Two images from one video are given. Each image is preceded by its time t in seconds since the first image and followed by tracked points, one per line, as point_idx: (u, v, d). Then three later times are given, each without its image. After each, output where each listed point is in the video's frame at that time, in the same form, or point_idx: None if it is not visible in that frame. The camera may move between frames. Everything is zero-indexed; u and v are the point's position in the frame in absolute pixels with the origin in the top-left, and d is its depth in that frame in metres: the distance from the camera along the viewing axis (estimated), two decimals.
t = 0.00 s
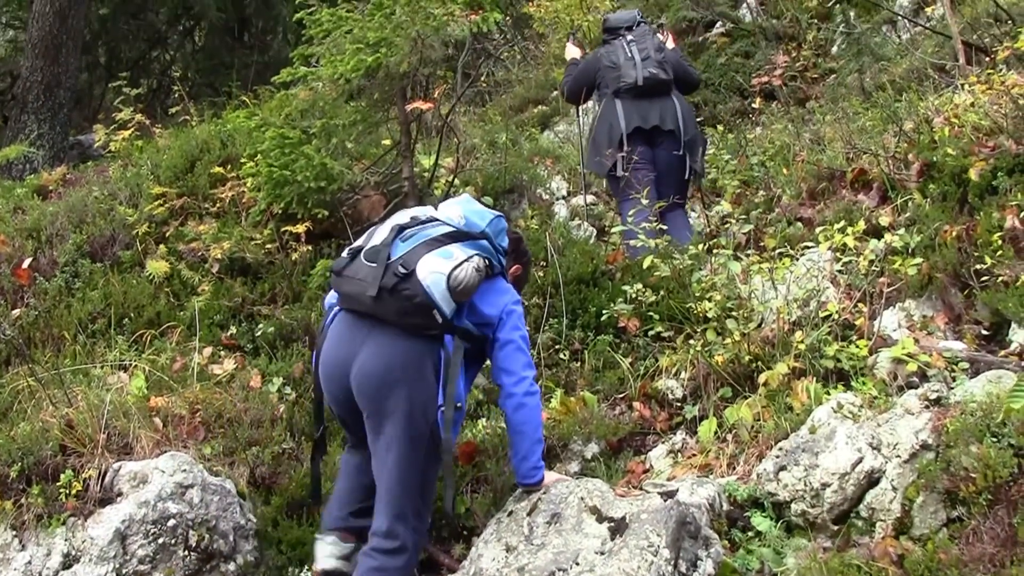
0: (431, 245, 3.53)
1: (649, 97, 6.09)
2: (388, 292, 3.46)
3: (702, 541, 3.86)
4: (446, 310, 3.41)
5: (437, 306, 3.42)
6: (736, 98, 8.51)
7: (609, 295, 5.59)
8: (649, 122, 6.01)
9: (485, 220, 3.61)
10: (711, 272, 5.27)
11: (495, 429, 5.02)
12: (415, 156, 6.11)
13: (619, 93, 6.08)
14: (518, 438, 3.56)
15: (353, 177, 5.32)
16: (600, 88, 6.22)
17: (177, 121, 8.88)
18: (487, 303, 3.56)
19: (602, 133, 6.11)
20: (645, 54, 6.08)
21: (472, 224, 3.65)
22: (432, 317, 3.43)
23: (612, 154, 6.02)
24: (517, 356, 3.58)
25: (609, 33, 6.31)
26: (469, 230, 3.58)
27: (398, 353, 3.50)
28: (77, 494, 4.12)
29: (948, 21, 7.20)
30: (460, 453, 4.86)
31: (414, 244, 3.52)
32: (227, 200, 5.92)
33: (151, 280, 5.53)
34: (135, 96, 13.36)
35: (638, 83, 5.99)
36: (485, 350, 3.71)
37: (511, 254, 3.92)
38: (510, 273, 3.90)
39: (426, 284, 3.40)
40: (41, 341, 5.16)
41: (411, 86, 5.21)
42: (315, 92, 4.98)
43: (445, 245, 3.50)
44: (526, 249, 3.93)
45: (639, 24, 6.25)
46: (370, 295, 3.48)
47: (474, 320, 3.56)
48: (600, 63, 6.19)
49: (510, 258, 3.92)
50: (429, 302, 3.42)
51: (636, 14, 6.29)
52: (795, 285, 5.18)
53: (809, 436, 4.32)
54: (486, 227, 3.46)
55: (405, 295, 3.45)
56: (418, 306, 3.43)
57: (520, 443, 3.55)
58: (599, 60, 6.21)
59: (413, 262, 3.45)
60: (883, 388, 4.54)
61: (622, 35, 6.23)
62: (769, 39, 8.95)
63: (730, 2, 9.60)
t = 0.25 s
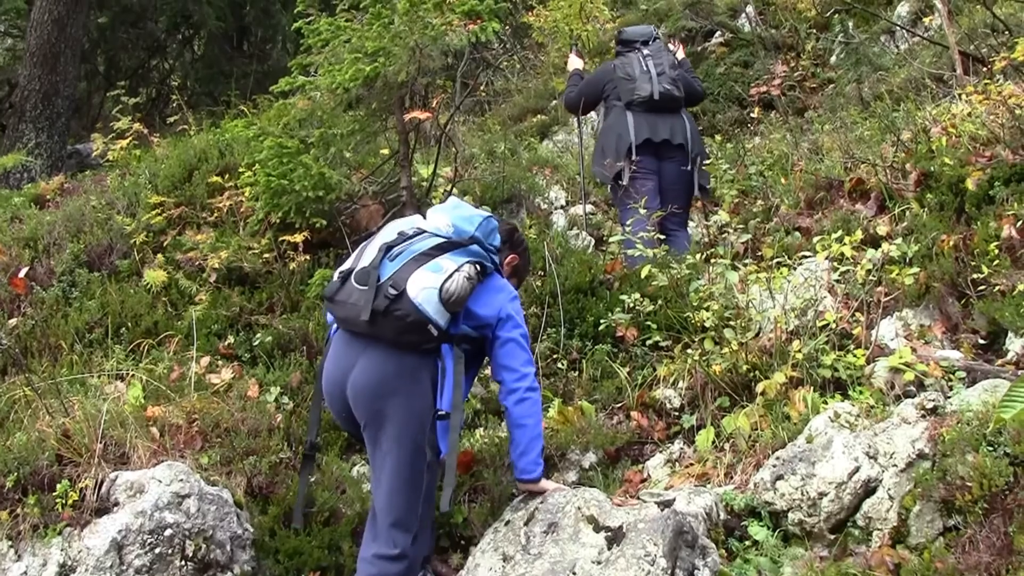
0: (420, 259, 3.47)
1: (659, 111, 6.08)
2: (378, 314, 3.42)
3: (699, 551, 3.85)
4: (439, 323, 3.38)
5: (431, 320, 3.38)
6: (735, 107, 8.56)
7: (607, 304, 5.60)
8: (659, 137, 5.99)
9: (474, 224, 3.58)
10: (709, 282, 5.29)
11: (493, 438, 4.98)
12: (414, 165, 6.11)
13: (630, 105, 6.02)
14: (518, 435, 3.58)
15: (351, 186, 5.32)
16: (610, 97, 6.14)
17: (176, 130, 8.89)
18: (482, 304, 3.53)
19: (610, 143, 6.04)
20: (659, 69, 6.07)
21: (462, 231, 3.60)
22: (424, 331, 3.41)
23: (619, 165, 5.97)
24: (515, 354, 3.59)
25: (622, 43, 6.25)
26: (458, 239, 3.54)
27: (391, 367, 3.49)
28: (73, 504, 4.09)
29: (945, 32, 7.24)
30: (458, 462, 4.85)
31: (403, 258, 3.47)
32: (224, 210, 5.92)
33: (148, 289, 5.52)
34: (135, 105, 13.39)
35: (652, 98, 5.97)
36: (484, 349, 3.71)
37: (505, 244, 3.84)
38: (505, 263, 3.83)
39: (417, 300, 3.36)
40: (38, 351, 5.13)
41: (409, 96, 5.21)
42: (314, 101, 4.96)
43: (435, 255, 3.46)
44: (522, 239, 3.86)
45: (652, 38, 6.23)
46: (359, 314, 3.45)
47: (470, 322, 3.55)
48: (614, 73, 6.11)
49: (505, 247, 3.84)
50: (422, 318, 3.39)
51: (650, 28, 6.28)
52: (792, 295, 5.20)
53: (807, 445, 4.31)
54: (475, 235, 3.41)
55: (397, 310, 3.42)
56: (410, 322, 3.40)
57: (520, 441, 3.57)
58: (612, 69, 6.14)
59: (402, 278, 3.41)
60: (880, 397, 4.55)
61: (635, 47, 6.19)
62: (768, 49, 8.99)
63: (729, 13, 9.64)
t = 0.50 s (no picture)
0: (409, 270, 3.46)
1: (668, 127, 6.12)
2: (371, 327, 3.42)
3: (693, 559, 3.86)
4: (431, 329, 3.36)
5: (424, 328, 3.36)
6: (732, 115, 8.59)
7: (602, 312, 5.60)
8: (668, 152, 6.03)
9: (459, 228, 3.55)
10: (703, 290, 5.34)
11: (488, 445, 4.96)
12: (410, 172, 6.12)
13: (640, 120, 6.07)
14: (516, 434, 3.52)
15: (347, 194, 5.26)
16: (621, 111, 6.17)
17: (172, 135, 8.89)
18: (475, 304, 3.51)
19: (619, 157, 6.09)
20: (670, 85, 6.11)
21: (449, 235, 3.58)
22: (416, 339, 3.39)
23: (627, 178, 6.02)
24: (511, 352, 3.54)
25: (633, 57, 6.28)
26: (443, 245, 3.50)
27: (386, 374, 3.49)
28: (66, 511, 4.04)
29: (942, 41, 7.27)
30: (453, 469, 4.84)
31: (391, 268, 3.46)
32: (220, 215, 5.91)
33: (143, 295, 5.51)
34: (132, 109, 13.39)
35: (662, 114, 6.00)
36: (483, 349, 3.68)
37: (498, 237, 3.83)
38: (499, 259, 3.84)
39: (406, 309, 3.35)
40: (32, 356, 5.11)
41: (405, 103, 5.21)
42: (311, 107, 5.00)
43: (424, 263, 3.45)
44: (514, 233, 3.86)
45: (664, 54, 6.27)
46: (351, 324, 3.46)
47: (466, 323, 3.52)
48: (625, 87, 6.15)
49: (495, 241, 3.82)
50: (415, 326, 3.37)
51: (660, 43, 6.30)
52: (788, 303, 5.20)
53: (801, 453, 4.33)
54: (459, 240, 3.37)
55: (388, 319, 3.41)
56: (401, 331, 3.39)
57: (517, 439, 3.52)
58: (623, 83, 6.17)
59: (392, 288, 3.40)
60: (875, 406, 4.56)
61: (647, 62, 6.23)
62: (765, 58, 9.03)
63: (726, 21, 9.68)
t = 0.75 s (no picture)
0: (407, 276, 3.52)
1: (675, 143, 6.15)
2: (370, 330, 3.45)
3: (683, 567, 3.83)
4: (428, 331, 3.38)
5: (422, 330, 3.39)
6: (726, 124, 8.59)
7: (594, 319, 5.62)
8: (670, 172, 6.05)
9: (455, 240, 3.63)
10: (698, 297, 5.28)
11: (479, 451, 4.95)
12: (404, 178, 6.12)
13: (649, 132, 6.09)
14: (509, 437, 3.46)
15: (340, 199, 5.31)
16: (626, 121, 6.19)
17: (165, 139, 8.89)
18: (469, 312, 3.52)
19: (621, 168, 6.14)
20: (682, 100, 6.15)
21: (445, 247, 3.66)
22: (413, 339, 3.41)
23: (628, 187, 6.08)
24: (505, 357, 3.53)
25: (646, 68, 6.31)
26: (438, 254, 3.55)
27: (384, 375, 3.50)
28: (55, 514, 4.02)
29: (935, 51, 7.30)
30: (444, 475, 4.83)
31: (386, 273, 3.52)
32: (212, 219, 5.90)
33: (135, 298, 5.50)
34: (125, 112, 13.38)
35: (673, 128, 6.03)
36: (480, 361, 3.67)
37: (489, 259, 3.94)
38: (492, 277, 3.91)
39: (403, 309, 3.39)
40: (23, 359, 5.08)
41: (399, 109, 5.21)
42: (305, 112, 4.99)
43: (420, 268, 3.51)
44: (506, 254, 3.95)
45: (676, 70, 6.32)
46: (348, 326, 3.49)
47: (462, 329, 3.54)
48: (636, 97, 6.16)
49: (488, 262, 3.94)
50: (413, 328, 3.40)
51: (674, 59, 6.34)
52: (780, 311, 5.20)
53: (792, 462, 4.33)
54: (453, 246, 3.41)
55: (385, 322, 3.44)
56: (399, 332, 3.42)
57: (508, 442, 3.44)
58: (635, 93, 6.19)
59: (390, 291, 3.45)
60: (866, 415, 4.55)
61: (660, 75, 6.25)
62: (760, 66, 9.07)
63: (721, 29, 9.71)
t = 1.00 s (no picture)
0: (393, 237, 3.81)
1: (667, 156, 6.18)
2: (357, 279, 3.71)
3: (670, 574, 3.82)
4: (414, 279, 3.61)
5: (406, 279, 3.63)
6: (715, 131, 8.55)
7: (583, 326, 5.63)
8: (661, 187, 6.08)
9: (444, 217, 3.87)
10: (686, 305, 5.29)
11: (467, 458, 4.93)
12: (392, 185, 6.12)
13: (643, 144, 6.10)
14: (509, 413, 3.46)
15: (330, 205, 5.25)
16: (620, 130, 6.19)
17: (154, 144, 8.87)
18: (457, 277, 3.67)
19: (612, 177, 6.16)
20: (677, 115, 6.18)
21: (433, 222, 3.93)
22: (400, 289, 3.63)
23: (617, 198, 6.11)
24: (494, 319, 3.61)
25: (643, 78, 6.31)
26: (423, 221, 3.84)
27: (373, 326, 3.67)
28: (41, 520, 3.99)
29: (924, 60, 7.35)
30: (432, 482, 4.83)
31: (375, 235, 3.79)
32: (201, 225, 5.88)
33: (123, 304, 5.48)
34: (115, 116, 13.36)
35: (669, 142, 6.05)
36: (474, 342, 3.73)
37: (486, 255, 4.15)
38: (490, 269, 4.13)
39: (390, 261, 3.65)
40: (9, 364, 5.05)
41: (388, 115, 5.21)
42: (294, 118, 5.03)
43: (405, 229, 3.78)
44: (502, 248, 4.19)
45: (672, 82, 6.33)
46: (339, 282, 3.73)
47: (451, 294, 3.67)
48: (633, 108, 6.16)
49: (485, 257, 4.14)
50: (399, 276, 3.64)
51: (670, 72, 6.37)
52: (768, 319, 5.19)
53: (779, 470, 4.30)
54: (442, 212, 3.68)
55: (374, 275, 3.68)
56: (386, 281, 3.68)
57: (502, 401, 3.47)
58: (631, 103, 6.19)
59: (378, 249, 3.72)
60: (853, 423, 4.55)
61: (657, 87, 6.26)
62: (749, 74, 9.12)
63: (710, 37, 9.77)
